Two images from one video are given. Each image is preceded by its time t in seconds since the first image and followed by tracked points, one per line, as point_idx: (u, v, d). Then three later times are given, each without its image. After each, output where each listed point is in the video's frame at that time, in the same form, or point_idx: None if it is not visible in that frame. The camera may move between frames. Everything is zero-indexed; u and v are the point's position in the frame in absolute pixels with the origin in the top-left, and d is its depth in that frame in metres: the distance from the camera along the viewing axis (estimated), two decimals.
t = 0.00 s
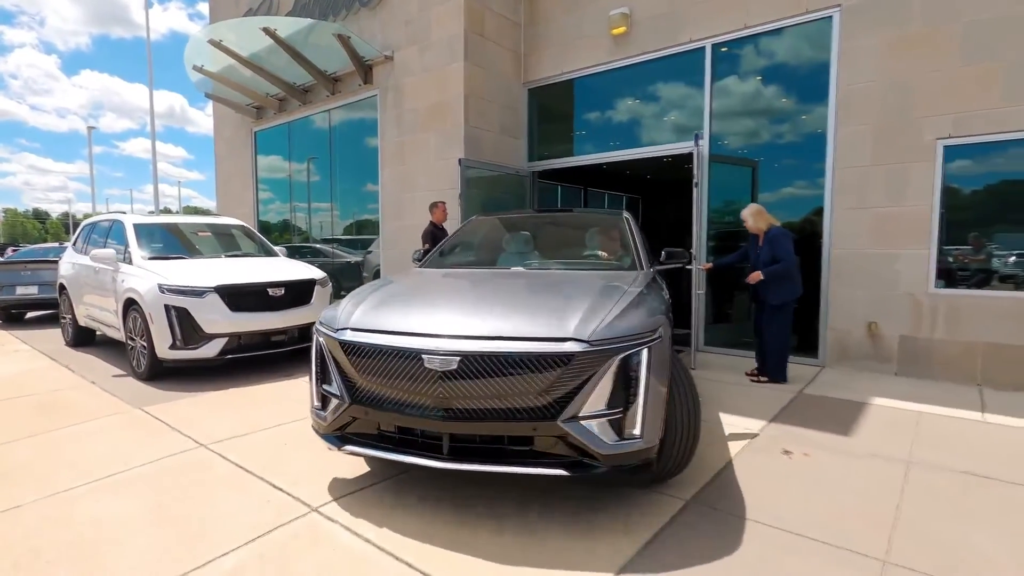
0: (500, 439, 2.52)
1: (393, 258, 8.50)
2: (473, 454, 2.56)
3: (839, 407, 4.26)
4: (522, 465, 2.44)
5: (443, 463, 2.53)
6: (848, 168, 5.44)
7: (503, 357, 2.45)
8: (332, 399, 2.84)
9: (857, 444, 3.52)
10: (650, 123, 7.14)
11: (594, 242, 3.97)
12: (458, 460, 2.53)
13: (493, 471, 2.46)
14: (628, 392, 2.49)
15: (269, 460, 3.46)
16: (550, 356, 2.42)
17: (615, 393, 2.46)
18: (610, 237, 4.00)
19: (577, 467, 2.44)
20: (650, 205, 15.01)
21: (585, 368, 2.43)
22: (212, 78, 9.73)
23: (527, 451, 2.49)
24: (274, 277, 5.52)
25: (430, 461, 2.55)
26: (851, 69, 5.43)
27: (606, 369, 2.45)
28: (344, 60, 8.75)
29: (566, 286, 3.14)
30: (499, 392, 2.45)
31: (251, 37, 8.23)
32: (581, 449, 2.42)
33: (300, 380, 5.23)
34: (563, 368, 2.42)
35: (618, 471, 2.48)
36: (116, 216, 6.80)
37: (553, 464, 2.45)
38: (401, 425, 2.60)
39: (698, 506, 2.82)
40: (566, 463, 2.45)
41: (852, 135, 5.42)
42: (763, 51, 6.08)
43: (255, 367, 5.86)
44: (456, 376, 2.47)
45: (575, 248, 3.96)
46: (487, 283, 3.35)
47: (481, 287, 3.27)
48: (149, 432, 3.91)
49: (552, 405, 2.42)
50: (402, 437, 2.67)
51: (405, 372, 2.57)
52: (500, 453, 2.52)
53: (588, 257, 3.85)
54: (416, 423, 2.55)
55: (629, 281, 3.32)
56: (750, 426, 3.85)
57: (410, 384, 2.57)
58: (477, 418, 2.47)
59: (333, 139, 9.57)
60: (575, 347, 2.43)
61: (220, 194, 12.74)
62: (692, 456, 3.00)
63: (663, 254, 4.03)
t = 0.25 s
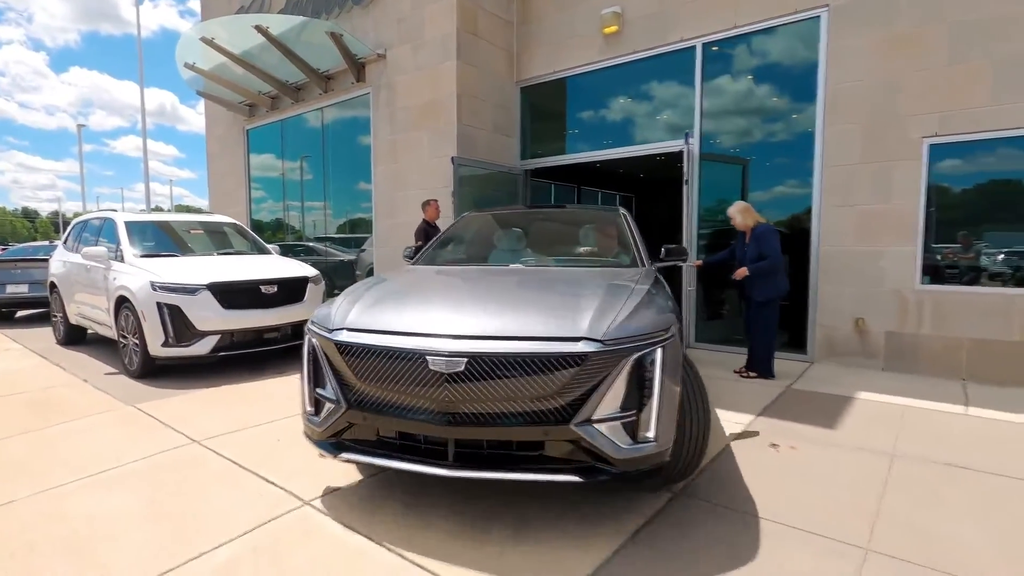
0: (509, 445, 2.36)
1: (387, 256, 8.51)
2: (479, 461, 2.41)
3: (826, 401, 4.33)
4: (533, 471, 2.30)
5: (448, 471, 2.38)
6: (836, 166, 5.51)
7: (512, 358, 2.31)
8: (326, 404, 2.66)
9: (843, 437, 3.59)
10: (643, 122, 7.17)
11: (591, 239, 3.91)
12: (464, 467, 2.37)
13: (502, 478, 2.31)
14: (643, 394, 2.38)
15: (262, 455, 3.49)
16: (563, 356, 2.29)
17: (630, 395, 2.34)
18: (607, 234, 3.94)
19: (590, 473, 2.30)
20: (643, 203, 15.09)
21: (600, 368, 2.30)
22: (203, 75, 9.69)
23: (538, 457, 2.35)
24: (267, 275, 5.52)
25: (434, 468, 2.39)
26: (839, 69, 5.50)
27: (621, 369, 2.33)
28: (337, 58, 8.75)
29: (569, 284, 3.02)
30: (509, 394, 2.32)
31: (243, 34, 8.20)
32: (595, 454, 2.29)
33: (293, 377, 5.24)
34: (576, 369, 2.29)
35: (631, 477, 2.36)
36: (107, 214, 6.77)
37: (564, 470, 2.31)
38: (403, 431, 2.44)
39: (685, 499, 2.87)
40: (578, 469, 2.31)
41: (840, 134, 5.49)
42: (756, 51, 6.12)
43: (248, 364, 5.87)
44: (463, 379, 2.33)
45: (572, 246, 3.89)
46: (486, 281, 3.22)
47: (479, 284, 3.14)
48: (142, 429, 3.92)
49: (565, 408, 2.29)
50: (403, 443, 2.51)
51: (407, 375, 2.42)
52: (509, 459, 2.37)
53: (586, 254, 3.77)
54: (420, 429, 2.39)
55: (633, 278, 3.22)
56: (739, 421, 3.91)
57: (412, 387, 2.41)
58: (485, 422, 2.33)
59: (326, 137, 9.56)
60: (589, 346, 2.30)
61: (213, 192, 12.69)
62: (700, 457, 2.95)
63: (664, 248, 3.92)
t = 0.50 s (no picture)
0: (517, 453, 2.23)
1: (377, 254, 8.52)
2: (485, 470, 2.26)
3: (811, 395, 4.40)
4: (544, 479, 2.17)
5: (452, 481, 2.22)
6: (822, 164, 5.59)
7: (524, 359, 2.18)
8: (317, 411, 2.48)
9: (826, 430, 3.65)
10: (635, 121, 7.20)
11: (585, 237, 3.80)
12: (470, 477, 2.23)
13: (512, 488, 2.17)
14: (657, 397, 2.27)
15: (251, 451, 3.50)
16: (576, 358, 2.18)
17: (645, 398, 2.24)
18: (601, 230, 3.83)
19: (604, 481, 2.18)
20: (634, 202, 15.17)
21: (615, 371, 2.19)
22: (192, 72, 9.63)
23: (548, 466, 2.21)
24: (256, 272, 5.52)
25: (437, 479, 2.23)
26: (824, 68, 5.57)
27: (636, 371, 2.22)
28: (326, 55, 8.72)
29: (571, 283, 2.90)
30: (519, 399, 2.19)
31: (232, 31, 8.16)
32: (609, 461, 2.18)
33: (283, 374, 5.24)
34: (590, 372, 2.18)
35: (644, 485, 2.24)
36: (95, 211, 6.73)
37: (575, 479, 2.18)
38: (404, 439, 2.28)
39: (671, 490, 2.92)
40: (591, 476, 2.19)
41: (825, 132, 5.57)
42: (747, 50, 6.15)
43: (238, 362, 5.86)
44: (471, 383, 2.19)
45: (566, 245, 3.78)
46: (482, 279, 3.08)
47: (475, 283, 3.00)
48: (131, 425, 3.92)
49: (579, 413, 2.17)
50: (402, 453, 2.34)
51: (408, 379, 2.27)
52: (517, 468, 2.23)
53: (582, 254, 3.67)
54: (423, 436, 2.24)
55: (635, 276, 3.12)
56: (725, 414, 3.97)
57: (415, 391, 2.26)
58: (493, 429, 2.19)
59: (316, 134, 9.54)
60: (604, 347, 2.20)
61: (202, 190, 12.62)
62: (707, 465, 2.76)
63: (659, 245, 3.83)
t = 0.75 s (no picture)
0: (515, 460, 2.08)
1: (357, 251, 8.48)
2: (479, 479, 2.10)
3: (782, 386, 4.54)
4: (544, 487, 2.03)
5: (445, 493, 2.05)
6: (792, 161, 5.74)
7: (523, 360, 2.04)
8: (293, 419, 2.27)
9: (794, 418, 3.78)
10: (615, 118, 7.27)
11: (566, 232, 3.75)
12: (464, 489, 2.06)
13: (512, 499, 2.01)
14: (662, 397, 2.15)
15: (230, 446, 3.50)
16: (578, 358, 2.04)
17: (649, 398, 2.12)
18: (582, 226, 3.80)
19: (608, 488, 2.06)
20: (613, 198, 15.34)
21: (619, 370, 2.07)
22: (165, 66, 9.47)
23: (548, 473, 2.07)
24: (234, 268, 5.48)
25: (429, 491, 2.06)
26: (794, 68, 5.72)
27: (641, 370, 2.10)
28: (304, 50, 8.64)
29: (562, 279, 2.76)
30: (518, 401, 2.04)
31: (207, 25, 8.05)
32: (612, 466, 2.05)
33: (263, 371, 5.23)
34: (594, 372, 2.05)
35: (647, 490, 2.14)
36: (66, 207, 6.60)
37: (577, 486, 2.05)
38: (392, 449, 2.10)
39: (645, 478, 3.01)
40: (594, 483, 2.07)
41: (795, 131, 5.72)
42: (725, 48, 6.25)
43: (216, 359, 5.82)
44: (466, 385, 2.03)
45: (548, 239, 3.71)
46: (466, 276, 2.92)
47: (460, 279, 2.85)
48: (106, 423, 3.89)
49: (582, 416, 2.03)
50: (388, 463, 2.16)
51: (397, 382, 2.09)
52: (515, 477, 2.08)
53: (565, 248, 3.61)
54: (414, 444, 2.07)
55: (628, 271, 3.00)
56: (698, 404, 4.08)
57: (404, 396, 2.09)
58: (490, 435, 2.03)
59: (295, 130, 9.46)
60: (607, 346, 2.07)
61: (176, 187, 12.40)
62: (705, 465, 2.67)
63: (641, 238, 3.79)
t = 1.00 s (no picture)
0: (521, 463, 2.02)
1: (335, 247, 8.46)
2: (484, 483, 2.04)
3: (750, 376, 4.70)
4: (552, 490, 1.98)
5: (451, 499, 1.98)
6: (761, 159, 5.92)
7: (530, 360, 1.99)
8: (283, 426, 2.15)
9: (761, 406, 3.94)
10: (593, 116, 7.38)
11: (547, 226, 3.62)
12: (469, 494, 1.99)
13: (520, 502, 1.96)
14: (668, 393, 2.14)
15: (209, 441, 3.52)
16: (587, 356, 2.00)
17: (655, 396, 2.10)
18: (564, 220, 3.67)
19: (617, 488, 2.03)
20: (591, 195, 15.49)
21: (627, 368, 2.04)
22: (137, 60, 9.29)
23: (556, 475, 2.02)
24: (210, 265, 5.44)
25: (434, 497, 1.98)
26: (764, 69, 5.89)
27: (649, 368, 2.08)
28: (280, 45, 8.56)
29: (556, 275, 2.71)
30: (526, 402, 1.99)
31: (180, 18, 7.93)
32: (621, 466, 2.02)
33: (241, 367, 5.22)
34: (602, 371, 2.01)
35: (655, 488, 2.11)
36: (35, 203, 6.48)
37: (586, 488, 2.01)
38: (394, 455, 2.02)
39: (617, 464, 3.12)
40: (602, 483, 2.03)
41: (765, 130, 5.89)
42: (701, 47, 6.37)
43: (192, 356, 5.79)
44: (472, 387, 1.98)
45: (528, 234, 3.59)
46: (455, 273, 2.85)
47: (449, 276, 2.78)
48: (81, 420, 3.86)
49: (591, 417, 2.00)
50: (388, 470, 2.07)
51: (399, 385, 2.02)
52: (522, 480, 2.03)
53: (547, 244, 3.49)
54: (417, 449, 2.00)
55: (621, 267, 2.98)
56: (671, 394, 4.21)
57: (406, 399, 2.01)
58: (497, 437, 1.98)
59: (271, 126, 9.37)
60: (615, 344, 2.04)
61: (149, 182, 12.18)
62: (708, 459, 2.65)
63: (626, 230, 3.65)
